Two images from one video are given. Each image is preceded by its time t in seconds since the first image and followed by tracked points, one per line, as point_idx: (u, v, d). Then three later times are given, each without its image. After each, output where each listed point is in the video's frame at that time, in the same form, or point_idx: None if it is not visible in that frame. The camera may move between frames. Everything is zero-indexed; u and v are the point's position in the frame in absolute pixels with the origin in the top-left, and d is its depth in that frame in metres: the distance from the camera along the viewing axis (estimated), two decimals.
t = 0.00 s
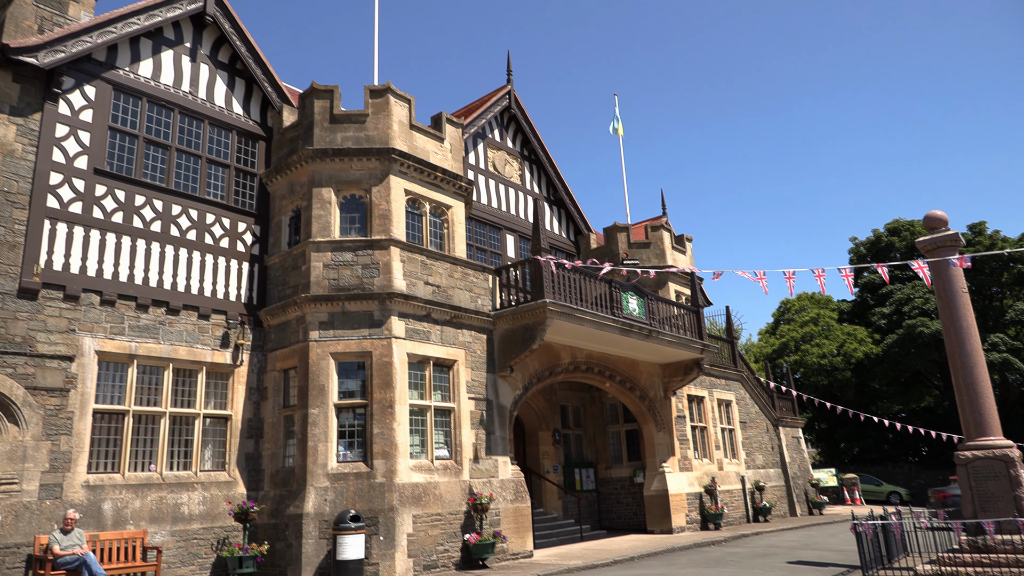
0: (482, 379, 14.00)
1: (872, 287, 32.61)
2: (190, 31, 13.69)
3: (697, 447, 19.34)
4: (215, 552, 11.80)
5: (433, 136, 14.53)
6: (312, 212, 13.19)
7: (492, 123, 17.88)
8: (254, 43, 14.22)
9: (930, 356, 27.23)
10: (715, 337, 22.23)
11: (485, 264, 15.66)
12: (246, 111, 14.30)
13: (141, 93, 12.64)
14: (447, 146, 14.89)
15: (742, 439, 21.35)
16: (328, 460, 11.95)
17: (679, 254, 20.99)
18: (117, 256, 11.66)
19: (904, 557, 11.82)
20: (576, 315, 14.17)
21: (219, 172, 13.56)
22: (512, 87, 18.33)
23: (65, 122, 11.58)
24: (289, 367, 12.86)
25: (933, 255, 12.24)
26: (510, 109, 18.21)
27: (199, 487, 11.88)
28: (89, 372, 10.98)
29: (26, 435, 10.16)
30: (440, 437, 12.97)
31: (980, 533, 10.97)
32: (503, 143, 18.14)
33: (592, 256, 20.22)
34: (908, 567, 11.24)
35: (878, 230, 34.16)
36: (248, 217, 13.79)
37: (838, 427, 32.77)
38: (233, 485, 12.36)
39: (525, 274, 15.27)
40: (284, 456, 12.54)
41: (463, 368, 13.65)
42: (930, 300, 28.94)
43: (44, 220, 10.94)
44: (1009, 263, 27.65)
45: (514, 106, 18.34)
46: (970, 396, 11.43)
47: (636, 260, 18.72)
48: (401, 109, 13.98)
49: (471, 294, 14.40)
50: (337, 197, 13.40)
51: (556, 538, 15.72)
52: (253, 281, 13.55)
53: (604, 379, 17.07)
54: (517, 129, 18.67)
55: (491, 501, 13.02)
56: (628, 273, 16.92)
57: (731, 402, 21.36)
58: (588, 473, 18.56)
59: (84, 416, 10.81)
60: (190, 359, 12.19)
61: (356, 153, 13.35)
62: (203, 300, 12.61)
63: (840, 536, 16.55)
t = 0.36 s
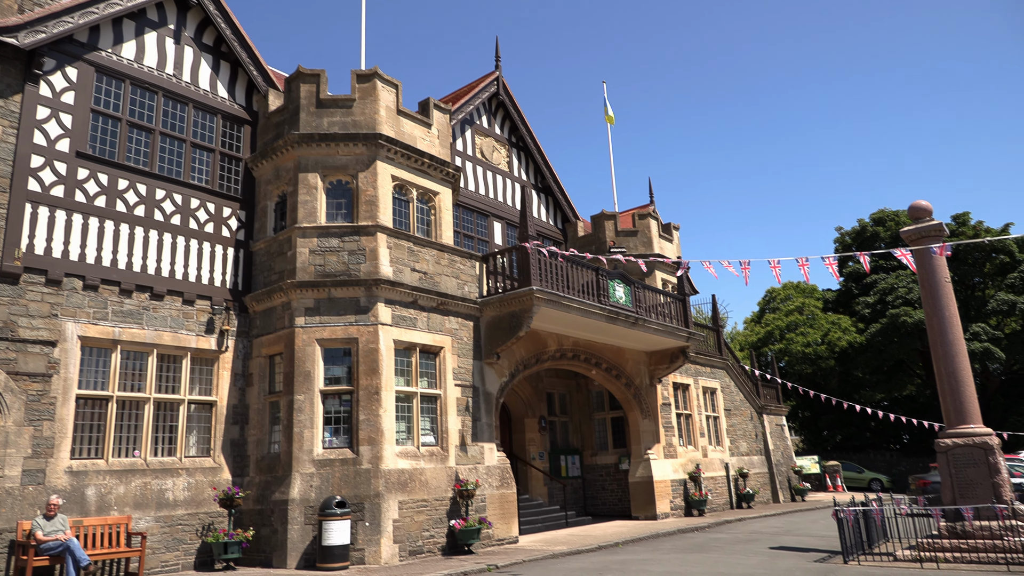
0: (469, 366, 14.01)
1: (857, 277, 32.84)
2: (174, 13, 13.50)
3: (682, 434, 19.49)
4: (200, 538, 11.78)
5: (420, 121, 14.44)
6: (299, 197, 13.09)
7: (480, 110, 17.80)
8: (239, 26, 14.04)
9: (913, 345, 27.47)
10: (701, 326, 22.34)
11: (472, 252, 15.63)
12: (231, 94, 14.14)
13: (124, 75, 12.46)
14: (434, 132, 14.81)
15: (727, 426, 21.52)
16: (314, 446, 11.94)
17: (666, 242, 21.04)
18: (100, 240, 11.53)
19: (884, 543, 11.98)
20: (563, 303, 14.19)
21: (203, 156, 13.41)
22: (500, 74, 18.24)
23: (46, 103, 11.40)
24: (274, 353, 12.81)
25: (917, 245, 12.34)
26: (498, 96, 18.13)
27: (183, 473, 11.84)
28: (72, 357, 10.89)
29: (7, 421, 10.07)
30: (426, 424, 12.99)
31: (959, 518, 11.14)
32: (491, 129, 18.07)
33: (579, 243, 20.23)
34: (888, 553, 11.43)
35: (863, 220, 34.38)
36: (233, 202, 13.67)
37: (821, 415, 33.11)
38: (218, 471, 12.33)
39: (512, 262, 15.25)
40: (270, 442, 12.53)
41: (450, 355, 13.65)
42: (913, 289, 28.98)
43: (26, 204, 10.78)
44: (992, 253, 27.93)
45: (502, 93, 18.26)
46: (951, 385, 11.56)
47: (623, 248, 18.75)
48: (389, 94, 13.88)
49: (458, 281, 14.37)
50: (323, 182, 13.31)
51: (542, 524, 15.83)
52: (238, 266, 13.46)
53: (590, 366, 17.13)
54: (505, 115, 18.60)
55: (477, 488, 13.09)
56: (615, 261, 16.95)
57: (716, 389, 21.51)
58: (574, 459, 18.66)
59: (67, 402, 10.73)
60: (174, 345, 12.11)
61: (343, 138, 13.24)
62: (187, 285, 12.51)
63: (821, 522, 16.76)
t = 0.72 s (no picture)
0: (453, 355, 14.00)
1: (839, 268, 33.06)
2: None
3: (664, 423, 19.62)
4: (181, 525, 11.74)
5: (405, 108, 14.35)
6: (282, 184, 12.98)
7: (466, 98, 17.72)
8: (222, 9, 13.85)
9: (893, 337, 27.79)
10: (685, 316, 22.47)
11: (458, 240, 15.59)
12: (214, 79, 13.97)
13: (104, 58, 12.26)
14: (419, 119, 14.72)
15: (709, 416, 21.69)
16: (297, 434, 11.90)
17: (651, 233, 21.11)
18: (80, 225, 11.37)
19: (862, 531, 12.17)
20: (547, 292, 14.20)
21: (185, 141, 13.25)
22: (487, 61, 18.14)
23: (24, 86, 11.20)
24: (257, 340, 12.74)
25: (899, 237, 12.46)
26: (485, 84, 18.05)
27: (165, 460, 11.76)
28: (51, 344, 10.76)
29: None
30: (410, 412, 12.99)
31: (936, 508, 11.27)
32: (477, 118, 17.99)
33: (565, 233, 20.24)
34: (865, 540, 11.61)
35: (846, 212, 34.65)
36: (215, 188, 13.53)
37: (802, 405, 33.47)
38: (200, 458, 12.26)
39: (497, 251, 15.23)
40: (252, 430, 12.48)
41: (434, 344, 13.64)
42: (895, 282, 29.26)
43: (3, 187, 10.60)
44: (971, 246, 28.26)
45: (489, 81, 18.18)
46: (930, 376, 11.72)
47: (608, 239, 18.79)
48: (374, 81, 13.76)
49: (443, 269, 14.33)
50: (307, 168, 13.20)
51: (525, 513, 15.90)
52: (221, 253, 13.35)
53: (574, 356, 17.19)
54: (491, 104, 18.52)
55: (460, 476, 13.09)
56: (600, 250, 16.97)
57: (699, 379, 21.66)
58: (557, 448, 18.74)
59: (46, 388, 10.62)
60: (155, 332, 12.00)
61: (328, 125, 13.13)
62: (169, 272, 12.39)
63: (801, 510, 16.96)
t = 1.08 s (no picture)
0: (435, 345, 13.99)
1: (819, 262, 33.34)
2: None
3: (645, 415, 19.76)
4: (160, 515, 11.66)
5: (389, 97, 14.25)
6: (264, 172, 12.86)
7: (451, 87, 17.63)
8: None
9: (871, 330, 28.12)
10: (666, 308, 22.59)
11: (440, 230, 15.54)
12: (194, 65, 13.78)
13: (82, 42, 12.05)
14: (403, 109, 14.63)
15: (690, 407, 21.86)
16: (278, 425, 11.84)
17: (634, 225, 21.18)
18: (56, 211, 11.19)
19: (838, 521, 12.34)
20: (530, 283, 14.21)
21: (165, 127, 13.08)
22: (471, 51, 18.05)
23: None
24: (237, 330, 12.65)
25: (878, 232, 12.59)
26: (469, 74, 17.98)
27: (143, 450, 11.66)
28: (27, 332, 10.62)
29: None
30: (392, 403, 12.97)
31: (909, 500, 11.35)
32: (461, 108, 17.91)
33: (548, 224, 20.25)
34: (841, 530, 11.78)
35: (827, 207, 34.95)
36: (196, 175, 13.38)
37: (781, 397, 33.83)
38: (178, 448, 12.16)
39: (480, 241, 15.20)
40: (232, 420, 12.40)
41: (416, 335, 13.62)
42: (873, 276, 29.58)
43: None
44: (949, 241, 28.64)
45: (473, 71, 18.11)
46: (906, 369, 11.89)
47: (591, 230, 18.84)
48: (358, 69, 13.65)
49: (425, 260, 14.29)
50: (289, 157, 13.08)
51: (506, 503, 15.95)
52: (201, 241, 13.22)
53: (557, 347, 17.24)
54: (476, 94, 18.45)
55: (442, 467, 13.12)
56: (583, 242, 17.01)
57: (680, 371, 21.82)
58: (538, 439, 18.80)
59: (21, 376, 10.48)
60: (134, 321, 11.87)
61: (310, 113, 13.01)
62: (148, 260, 12.24)
63: (778, 501, 17.17)
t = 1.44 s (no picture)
0: (417, 335, 13.97)
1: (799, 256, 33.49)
2: None
3: (626, 406, 19.88)
4: (138, 505, 11.56)
5: (372, 85, 14.14)
6: (244, 159, 12.72)
7: (434, 77, 17.53)
8: None
9: (850, 323, 28.44)
10: (648, 300, 22.72)
11: (423, 220, 15.48)
12: (174, 50, 13.59)
13: (58, 25, 11.82)
14: (386, 97, 14.53)
15: (670, 398, 22.01)
16: (258, 414, 11.78)
17: (617, 217, 21.25)
18: (32, 197, 10.99)
19: (814, 511, 12.51)
20: (513, 274, 14.20)
21: (144, 113, 12.89)
22: (456, 40, 17.95)
23: None
24: (217, 318, 12.54)
25: (857, 226, 12.71)
26: (453, 63, 17.89)
27: (121, 439, 11.54)
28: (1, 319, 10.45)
29: None
30: (373, 393, 12.93)
31: (883, 489, 11.58)
32: (445, 97, 17.81)
33: (531, 216, 20.25)
34: (817, 520, 11.94)
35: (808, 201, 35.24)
36: (175, 162, 13.22)
37: (761, 389, 34.17)
38: (157, 437, 12.06)
39: (463, 232, 15.15)
40: (212, 409, 12.31)
41: (398, 325, 13.58)
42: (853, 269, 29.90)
43: None
44: (927, 236, 28.99)
45: (457, 60, 18.01)
46: (883, 361, 12.05)
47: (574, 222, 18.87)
48: (340, 56, 13.51)
49: (408, 250, 14.23)
50: (270, 144, 12.96)
51: (487, 493, 15.99)
52: (180, 229, 13.08)
53: (539, 338, 17.28)
54: (460, 83, 18.36)
55: (423, 457, 13.13)
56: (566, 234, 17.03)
57: (661, 362, 21.96)
58: (520, 430, 18.85)
59: None
60: (111, 309, 11.72)
61: (292, 100, 12.88)
62: (126, 247, 12.08)
63: (757, 491, 17.37)
